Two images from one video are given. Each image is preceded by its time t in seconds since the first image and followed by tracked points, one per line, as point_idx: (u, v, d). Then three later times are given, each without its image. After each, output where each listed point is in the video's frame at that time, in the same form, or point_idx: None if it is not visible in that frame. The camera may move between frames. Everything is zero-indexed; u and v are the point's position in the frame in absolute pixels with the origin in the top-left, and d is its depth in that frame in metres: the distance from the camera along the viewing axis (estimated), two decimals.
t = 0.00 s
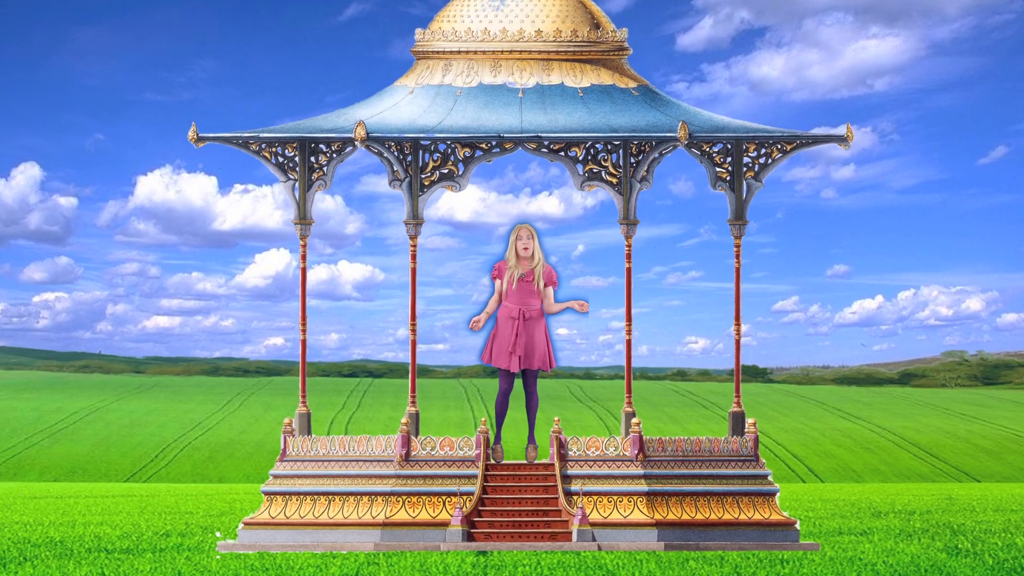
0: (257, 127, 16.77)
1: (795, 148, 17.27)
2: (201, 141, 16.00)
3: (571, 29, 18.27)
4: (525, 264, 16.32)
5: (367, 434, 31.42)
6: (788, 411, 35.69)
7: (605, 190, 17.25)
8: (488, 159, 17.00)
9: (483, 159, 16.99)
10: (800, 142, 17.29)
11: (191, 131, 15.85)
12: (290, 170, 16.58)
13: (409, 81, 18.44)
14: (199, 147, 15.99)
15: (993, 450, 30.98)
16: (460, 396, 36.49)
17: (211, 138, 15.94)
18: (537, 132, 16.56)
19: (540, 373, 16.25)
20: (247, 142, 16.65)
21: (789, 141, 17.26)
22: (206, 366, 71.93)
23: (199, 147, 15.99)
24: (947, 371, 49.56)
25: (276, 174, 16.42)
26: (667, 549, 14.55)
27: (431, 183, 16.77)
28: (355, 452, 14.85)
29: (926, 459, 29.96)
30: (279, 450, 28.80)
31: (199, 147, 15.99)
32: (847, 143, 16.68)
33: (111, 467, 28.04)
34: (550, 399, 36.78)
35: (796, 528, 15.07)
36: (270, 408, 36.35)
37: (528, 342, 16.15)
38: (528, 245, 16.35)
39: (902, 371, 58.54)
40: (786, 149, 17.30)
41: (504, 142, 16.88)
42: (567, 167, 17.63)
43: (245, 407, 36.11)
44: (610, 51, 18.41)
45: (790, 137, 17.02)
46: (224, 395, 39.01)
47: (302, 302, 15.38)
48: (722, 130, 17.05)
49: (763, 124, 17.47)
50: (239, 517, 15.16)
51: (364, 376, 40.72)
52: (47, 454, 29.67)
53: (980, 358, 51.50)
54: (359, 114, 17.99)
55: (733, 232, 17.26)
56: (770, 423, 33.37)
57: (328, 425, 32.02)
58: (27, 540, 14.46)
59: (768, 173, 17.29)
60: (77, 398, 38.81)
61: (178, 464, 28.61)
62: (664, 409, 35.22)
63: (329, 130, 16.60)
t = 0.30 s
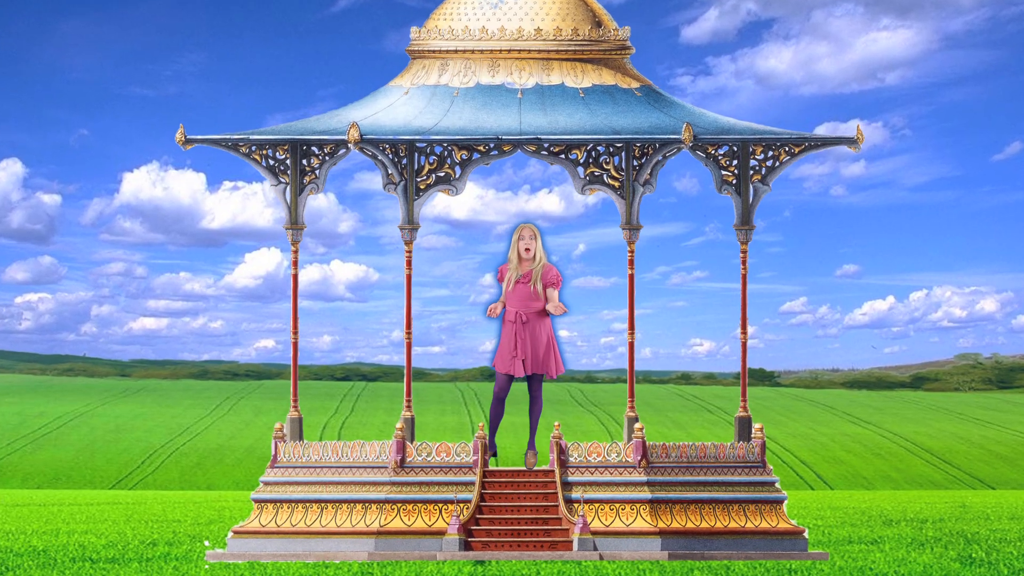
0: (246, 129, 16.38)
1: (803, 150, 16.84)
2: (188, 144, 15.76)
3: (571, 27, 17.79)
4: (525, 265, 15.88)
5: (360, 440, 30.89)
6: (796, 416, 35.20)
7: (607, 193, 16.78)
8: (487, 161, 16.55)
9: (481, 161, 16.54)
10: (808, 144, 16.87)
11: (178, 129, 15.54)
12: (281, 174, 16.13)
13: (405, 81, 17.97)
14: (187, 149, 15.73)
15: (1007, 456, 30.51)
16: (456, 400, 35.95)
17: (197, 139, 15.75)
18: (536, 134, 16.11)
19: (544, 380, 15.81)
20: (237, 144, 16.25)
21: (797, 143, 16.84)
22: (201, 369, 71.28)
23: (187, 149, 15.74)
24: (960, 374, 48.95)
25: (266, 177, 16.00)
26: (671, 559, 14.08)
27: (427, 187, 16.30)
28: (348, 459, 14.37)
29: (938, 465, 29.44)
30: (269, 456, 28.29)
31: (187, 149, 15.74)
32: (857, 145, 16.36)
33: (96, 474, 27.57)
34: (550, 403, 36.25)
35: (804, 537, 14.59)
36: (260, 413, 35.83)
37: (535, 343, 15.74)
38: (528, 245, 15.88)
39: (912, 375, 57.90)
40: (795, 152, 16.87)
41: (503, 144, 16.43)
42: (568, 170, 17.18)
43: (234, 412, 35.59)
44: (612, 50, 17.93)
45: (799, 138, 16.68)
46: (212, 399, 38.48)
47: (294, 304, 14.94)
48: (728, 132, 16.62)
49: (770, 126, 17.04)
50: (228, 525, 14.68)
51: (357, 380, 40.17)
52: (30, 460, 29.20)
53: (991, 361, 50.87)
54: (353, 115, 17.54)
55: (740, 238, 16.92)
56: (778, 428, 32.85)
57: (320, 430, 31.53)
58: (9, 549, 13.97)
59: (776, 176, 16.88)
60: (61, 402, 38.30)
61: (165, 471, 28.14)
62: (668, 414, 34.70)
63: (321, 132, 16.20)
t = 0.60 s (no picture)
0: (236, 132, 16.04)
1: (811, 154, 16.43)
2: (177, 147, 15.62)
3: (572, 26, 17.36)
4: (525, 265, 15.48)
5: (353, 445, 30.41)
6: (805, 421, 34.68)
7: (608, 198, 16.35)
8: (484, 165, 16.12)
9: (479, 165, 16.12)
10: (817, 147, 16.46)
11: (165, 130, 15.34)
12: (272, 178, 15.76)
13: (400, 82, 17.53)
14: (174, 153, 15.64)
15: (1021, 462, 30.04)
16: (453, 405, 35.43)
17: (186, 144, 15.57)
18: (535, 137, 15.68)
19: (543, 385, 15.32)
20: (227, 147, 15.92)
21: (805, 146, 16.41)
22: (196, 370, 70.68)
23: (174, 152, 15.64)
24: (974, 377, 48.16)
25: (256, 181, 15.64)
26: (675, 568, 13.61)
27: (423, 191, 15.90)
28: (341, 465, 13.92)
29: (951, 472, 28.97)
30: (259, 462, 27.84)
31: (174, 153, 15.64)
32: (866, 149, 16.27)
33: (81, 481, 27.11)
34: (551, 408, 35.72)
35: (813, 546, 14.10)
36: (251, 417, 35.32)
37: (532, 344, 15.31)
38: (528, 245, 15.46)
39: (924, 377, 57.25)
40: (803, 155, 16.44)
41: (501, 147, 15.99)
42: (569, 173, 16.76)
43: (223, 417, 35.10)
44: (614, 50, 17.48)
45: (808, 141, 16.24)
46: (201, 403, 37.97)
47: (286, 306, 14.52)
48: (733, 135, 16.20)
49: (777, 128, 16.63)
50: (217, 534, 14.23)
51: (350, 383, 39.60)
52: (14, 467, 28.74)
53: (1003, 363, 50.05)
54: (347, 116, 17.12)
55: (746, 244, 16.53)
56: (785, 433, 32.34)
57: (313, 435, 31.06)
58: None
59: (783, 180, 16.46)
60: (45, 407, 37.77)
61: (152, 478, 27.69)
62: (672, 419, 34.19)
63: (313, 134, 15.81)
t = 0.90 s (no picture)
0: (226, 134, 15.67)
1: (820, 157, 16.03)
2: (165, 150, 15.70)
3: (573, 25, 16.97)
4: (523, 263, 15.08)
5: (346, 451, 29.95)
6: (813, 425, 34.22)
7: (610, 203, 15.97)
8: (482, 168, 15.74)
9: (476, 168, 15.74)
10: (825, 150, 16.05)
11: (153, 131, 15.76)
12: (263, 182, 15.42)
13: (395, 83, 17.11)
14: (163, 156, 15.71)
15: None
16: (450, 409, 34.94)
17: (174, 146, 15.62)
18: (535, 139, 15.28)
19: (540, 389, 14.89)
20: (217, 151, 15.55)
21: (813, 149, 16.03)
22: (189, 372, 70.07)
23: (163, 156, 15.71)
24: (986, 380, 47.00)
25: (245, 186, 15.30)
26: None
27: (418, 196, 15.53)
28: (335, 471, 13.50)
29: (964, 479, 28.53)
30: (249, 469, 27.41)
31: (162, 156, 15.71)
32: (878, 152, 16.44)
33: (66, 489, 26.68)
34: (551, 412, 35.25)
35: (821, 555, 13.64)
36: (241, 422, 34.85)
37: (530, 343, 14.90)
38: (526, 243, 15.05)
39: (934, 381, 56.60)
40: (811, 158, 16.06)
41: (499, 150, 15.60)
42: (569, 177, 16.42)
43: (213, 421, 34.63)
44: (616, 49, 17.08)
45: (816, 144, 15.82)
46: (190, 408, 37.49)
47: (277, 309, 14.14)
48: (739, 138, 15.80)
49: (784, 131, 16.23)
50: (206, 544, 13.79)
51: (343, 388, 39.09)
52: None
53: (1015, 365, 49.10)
54: (340, 118, 16.71)
55: (753, 249, 16.20)
56: (792, 439, 31.86)
57: (305, 441, 30.62)
58: None
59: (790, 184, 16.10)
60: (29, 411, 37.30)
61: (139, 484, 27.27)
62: (675, 423, 33.71)
63: (305, 138, 15.46)
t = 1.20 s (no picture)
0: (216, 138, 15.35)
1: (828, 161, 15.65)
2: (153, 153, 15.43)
3: (573, 25, 16.57)
4: (522, 263, 14.69)
5: (340, 456, 29.53)
6: (821, 430, 33.79)
7: (612, 208, 15.58)
8: (480, 172, 15.36)
9: (474, 172, 15.36)
10: (833, 154, 15.68)
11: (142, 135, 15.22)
12: (255, 186, 15.07)
13: (390, 84, 16.75)
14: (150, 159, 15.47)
15: None
16: (447, 413, 34.51)
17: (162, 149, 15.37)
18: (535, 143, 14.90)
19: (541, 393, 14.54)
20: (206, 154, 15.22)
21: (822, 153, 15.65)
22: (182, 375, 69.54)
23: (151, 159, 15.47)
24: (1000, 383, 46.74)
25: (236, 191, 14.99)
26: None
27: (414, 201, 15.16)
28: (328, 477, 13.10)
29: (976, 485, 28.13)
30: (239, 475, 27.01)
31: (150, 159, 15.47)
32: (888, 156, 15.94)
33: (51, 496, 26.27)
34: (551, 417, 34.81)
35: (829, 564, 13.26)
36: (232, 426, 34.43)
37: (531, 346, 14.51)
38: (525, 242, 14.67)
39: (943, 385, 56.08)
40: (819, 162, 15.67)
41: (497, 154, 15.23)
42: (570, 181, 16.05)
43: (202, 426, 34.24)
44: (618, 50, 16.69)
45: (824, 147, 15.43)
46: (179, 412, 37.07)
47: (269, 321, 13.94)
48: (745, 141, 15.41)
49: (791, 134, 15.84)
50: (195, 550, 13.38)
51: (337, 391, 38.65)
52: None
53: None
54: (334, 121, 16.34)
55: (759, 256, 15.81)
56: (800, 444, 31.44)
57: (298, 446, 30.21)
58: None
59: (797, 189, 15.72)
60: (14, 416, 36.86)
61: (126, 491, 26.87)
62: (679, 428, 33.30)
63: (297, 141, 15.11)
